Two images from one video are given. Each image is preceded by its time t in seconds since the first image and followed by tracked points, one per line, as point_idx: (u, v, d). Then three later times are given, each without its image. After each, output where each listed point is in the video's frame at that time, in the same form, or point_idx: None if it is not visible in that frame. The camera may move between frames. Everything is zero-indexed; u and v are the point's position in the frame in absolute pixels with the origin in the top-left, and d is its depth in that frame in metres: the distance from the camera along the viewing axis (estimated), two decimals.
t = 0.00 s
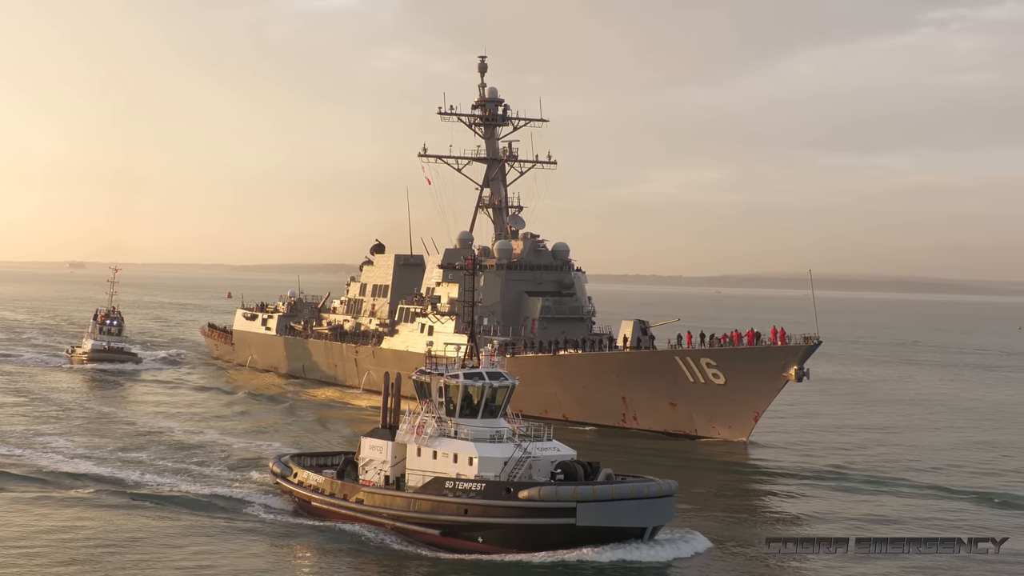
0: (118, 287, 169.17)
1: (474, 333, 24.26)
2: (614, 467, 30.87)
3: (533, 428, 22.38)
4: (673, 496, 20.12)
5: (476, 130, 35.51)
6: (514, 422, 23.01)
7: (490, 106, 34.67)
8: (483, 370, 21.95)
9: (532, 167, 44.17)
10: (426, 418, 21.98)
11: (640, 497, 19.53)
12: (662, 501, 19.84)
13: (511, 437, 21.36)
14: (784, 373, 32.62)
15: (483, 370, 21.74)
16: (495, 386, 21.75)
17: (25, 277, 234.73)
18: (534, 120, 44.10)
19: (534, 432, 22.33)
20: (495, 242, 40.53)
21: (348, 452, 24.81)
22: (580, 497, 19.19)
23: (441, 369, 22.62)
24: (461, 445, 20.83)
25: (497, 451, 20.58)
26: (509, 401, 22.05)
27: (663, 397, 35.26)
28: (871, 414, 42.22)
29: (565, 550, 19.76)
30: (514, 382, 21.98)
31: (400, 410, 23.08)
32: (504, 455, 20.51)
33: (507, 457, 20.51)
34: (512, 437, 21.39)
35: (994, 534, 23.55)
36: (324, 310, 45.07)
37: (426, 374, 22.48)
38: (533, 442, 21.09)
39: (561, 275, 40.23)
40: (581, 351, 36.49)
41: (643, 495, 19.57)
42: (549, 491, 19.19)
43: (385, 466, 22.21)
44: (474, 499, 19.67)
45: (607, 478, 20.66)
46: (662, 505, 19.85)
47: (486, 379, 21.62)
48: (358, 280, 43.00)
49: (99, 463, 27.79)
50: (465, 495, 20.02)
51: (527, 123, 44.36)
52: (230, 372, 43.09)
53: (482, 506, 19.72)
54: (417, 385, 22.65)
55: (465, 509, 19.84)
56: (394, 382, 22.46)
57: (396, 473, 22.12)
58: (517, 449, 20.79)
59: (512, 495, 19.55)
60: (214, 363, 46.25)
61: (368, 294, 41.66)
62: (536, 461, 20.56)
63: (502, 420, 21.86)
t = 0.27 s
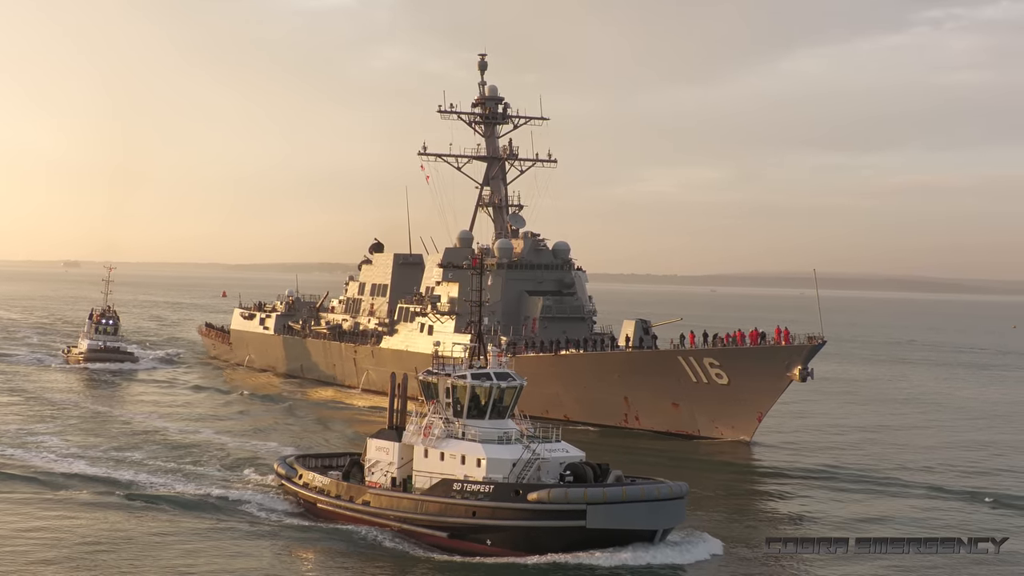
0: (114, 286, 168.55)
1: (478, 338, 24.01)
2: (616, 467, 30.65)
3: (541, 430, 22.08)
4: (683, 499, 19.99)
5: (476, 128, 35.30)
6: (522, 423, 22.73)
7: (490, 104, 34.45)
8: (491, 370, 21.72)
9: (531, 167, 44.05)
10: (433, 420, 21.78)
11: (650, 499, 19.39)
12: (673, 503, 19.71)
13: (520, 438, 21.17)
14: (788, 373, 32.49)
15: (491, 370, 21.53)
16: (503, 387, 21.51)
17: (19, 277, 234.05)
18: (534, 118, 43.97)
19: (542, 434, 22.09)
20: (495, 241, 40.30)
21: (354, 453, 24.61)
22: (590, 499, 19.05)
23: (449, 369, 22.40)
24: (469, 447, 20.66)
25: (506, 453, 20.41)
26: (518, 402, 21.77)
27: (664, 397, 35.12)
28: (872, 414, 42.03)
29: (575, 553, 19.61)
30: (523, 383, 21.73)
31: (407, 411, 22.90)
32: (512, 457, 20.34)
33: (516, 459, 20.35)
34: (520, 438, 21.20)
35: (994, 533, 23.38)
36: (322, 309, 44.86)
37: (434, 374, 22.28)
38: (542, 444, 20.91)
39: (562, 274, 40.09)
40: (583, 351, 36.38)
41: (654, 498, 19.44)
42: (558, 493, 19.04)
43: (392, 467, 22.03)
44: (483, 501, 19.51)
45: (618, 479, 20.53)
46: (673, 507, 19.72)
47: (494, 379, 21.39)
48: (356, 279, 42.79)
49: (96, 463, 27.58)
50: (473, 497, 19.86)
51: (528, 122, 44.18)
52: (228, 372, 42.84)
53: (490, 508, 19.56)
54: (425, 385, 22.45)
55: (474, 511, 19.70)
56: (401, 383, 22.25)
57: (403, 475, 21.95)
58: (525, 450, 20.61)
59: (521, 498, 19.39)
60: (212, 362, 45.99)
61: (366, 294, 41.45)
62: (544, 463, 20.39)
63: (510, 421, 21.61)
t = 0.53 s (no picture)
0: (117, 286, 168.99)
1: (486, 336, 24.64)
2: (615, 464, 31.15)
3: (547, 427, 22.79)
4: (689, 496, 20.58)
5: (476, 131, 35.92)
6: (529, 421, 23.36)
7: (490, 108, 35.08)
8: (499, 369, 22.40)
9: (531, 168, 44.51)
10: (442, 417, 22.44)
11: (657, 496, 20.01)
12: (679, 500, 20.31)
13: (527, 436, 21.78)
14: (785, 371, 33.06)
15: (499, 369, 22.19)
16: (512, 385, 22.19)
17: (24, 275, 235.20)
18: (535, 120, 44.46)
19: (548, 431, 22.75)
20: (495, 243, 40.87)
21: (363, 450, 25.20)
22: (598, 495, 19.68)
23: (458, 368, 23.05)
24: (478, 444, 21.27)
25: (515, 450, 21.02)
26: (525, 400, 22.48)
27: (662, 394, 35.73)
28: (871, 411, 42.40)
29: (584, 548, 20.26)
30: (529, 381, 22.40)
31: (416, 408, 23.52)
32: (521, 454, 20.94)
33: (524, 456, 20.96)
34: (528, 435, 21.82)
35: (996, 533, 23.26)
36: (326, 308, 45.52)
37: (443, 374, 22.93)
38: (549, 441, 21.52)
39: (562, 274, 40.69)
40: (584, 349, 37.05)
41: (660, 494, 20.06)
42: (567, 490, 19.67)
43: (401, 464, 22.61)
44: (493, 498, 20.09)
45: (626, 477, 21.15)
46: (679, 504, 20.32)
47: (502, 378, 22.06)
48: (359, 279, 43.45)
49: (106, 460, 28.20)
50: (483, 493, 20.44)
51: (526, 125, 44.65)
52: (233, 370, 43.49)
53: (500, 505, 20.15)
54: (434, 384, 23.09)
55: (483, 508, 20.28)
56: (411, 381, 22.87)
57: (413, 472, 22.54)
58: (533, 447, 21.20)
59: (530, 494, 19.99)
60: (217, 361, 46.64)
61: (369, 293, 42.10)
62: (552, 460, 20.97)
63: (517, 419, 22.29)
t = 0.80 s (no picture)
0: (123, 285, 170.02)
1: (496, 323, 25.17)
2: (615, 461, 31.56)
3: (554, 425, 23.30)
4: (693, 492, 21.02)
5: (477, 134, 36.58)
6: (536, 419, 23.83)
7: (490, 111, 35.78)
8: (507, 368, 22.87)
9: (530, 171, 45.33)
10: (451, 415, 22.90)
11: (663, 493, 20.43)
12: (684, 497, 20.72)
13: (535, 434, 22.20)
14: (780, 369, 33.56)
15: (507, 368, 22.65)
16: (519, 384, 22.67)
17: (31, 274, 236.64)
18: (534, 124, 45.64)
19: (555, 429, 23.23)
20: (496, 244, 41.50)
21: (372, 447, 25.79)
22: (606, 493, 20.03)
23: (466, 367, 23.53)
24: (487, 442, 21.73)
25: (523, 448, 21.44)
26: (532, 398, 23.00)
27: (661, 392, 36.35)
28: (873, 410, 42.57)
29: (591, 544, 20.64)
30: (536, 380, 22.91)
31: (425, 407, 24.01)
32: (529, 452, 21.36)
33: (532, 454, 21.38)
34: (535, 433, 22.25)
35: (997, 533, 23.01)
36: (330, 307, 46.28)
37: (452, 372, 23.42)
38: (556, 439, 21.96)
39: (561, 273, 41.34)
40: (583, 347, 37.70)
41: (666, 491, 20.48)
42: (575, 487, 20.01)
43: (411, 461, 23.22)
44: (501, 494, 20.47)
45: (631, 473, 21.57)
46: (684, 501, 20.75)
47: (510, 376, 22.51)
48: (362, 279, 44.19)
49: (116, 456, 28.83)
50: (492, 490, 20.82)
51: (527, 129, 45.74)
52: (239, 368, 44.20)
53: (508, 501, 20.54)
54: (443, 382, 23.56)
55: (492, 504, 20.71)
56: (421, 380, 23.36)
57: (422, 468, 23.20)
58: (541, 445, 21.61)
59: (538, 491, 20.36)
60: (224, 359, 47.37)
61: (371, 293, 42.83)
62: (560, 457, 21.42)
63: (525, 417, 22.76)
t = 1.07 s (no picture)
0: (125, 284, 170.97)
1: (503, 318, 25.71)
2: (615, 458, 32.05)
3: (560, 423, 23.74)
4: (698, 489, 21.41)
5: (477, 138, 37.19)
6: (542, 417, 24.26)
7: (490, 115, 36.50)
8: (514, 367, 23.28)
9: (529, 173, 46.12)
10: (459, 413, 23.35)
11: (668, 490, 20.81)
12: (689, 493, 21.11)
13: (541, 431, 22.64)
14: (776, 368, 34.11)
15: (514, 367, 23.07)
16: (526, 382, 23.12)
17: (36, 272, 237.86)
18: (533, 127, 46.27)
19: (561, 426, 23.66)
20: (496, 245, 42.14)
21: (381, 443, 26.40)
22: (612, 490, 20.40)
23: (473, 365, 23.97)
24: (494, 440, 22.16)
25: (530, 445, 21.89)
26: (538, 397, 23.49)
27: (658, 390, 37.04)
28: (872, 408, 42.99)
29: (598, 541, 20.95)
30: (542, 379, 23.38)
31: (433, 404, 24.51)
32: (536, 450, 21.79)
33: (539, 451, 21.79)
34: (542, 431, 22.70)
35: (997, 533, 23.26)
36: (333, 306, 47.03)
37: (459, 371, 23.85)
38: (563, 437, 22.44)
39: (558, 273, 42.10)
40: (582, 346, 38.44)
41: (671, 488, 20.86)
42: (582, 484, 20.38)
43: (420, 458, 23.79)
44: (509, 491, 20.90)
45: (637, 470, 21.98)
46: (689, 497, 21.14)
47: (517, 375, 22.94)
48: (364, 278, 44.92)
49: (125, 453, 29.52)
50: (499, 487, 21.25)
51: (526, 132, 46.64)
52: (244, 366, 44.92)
53: (516, 498, 20.95)
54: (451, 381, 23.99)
55: (499, 501, 21.12)
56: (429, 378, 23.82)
57: (431, 466, 23.70)
58: (548, 443, 22.06)
59: (545, 488, 20.78)
60: (230, 357, 48.09)
61: (374, 292, 43.55)
62: (566, 455, 21.93)
63: (531, 415, 23.21)
